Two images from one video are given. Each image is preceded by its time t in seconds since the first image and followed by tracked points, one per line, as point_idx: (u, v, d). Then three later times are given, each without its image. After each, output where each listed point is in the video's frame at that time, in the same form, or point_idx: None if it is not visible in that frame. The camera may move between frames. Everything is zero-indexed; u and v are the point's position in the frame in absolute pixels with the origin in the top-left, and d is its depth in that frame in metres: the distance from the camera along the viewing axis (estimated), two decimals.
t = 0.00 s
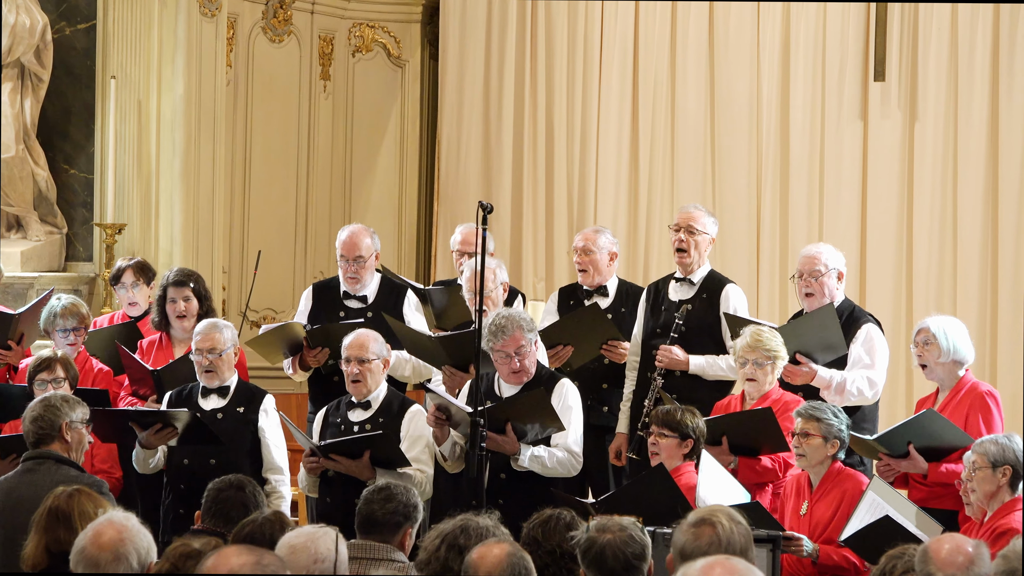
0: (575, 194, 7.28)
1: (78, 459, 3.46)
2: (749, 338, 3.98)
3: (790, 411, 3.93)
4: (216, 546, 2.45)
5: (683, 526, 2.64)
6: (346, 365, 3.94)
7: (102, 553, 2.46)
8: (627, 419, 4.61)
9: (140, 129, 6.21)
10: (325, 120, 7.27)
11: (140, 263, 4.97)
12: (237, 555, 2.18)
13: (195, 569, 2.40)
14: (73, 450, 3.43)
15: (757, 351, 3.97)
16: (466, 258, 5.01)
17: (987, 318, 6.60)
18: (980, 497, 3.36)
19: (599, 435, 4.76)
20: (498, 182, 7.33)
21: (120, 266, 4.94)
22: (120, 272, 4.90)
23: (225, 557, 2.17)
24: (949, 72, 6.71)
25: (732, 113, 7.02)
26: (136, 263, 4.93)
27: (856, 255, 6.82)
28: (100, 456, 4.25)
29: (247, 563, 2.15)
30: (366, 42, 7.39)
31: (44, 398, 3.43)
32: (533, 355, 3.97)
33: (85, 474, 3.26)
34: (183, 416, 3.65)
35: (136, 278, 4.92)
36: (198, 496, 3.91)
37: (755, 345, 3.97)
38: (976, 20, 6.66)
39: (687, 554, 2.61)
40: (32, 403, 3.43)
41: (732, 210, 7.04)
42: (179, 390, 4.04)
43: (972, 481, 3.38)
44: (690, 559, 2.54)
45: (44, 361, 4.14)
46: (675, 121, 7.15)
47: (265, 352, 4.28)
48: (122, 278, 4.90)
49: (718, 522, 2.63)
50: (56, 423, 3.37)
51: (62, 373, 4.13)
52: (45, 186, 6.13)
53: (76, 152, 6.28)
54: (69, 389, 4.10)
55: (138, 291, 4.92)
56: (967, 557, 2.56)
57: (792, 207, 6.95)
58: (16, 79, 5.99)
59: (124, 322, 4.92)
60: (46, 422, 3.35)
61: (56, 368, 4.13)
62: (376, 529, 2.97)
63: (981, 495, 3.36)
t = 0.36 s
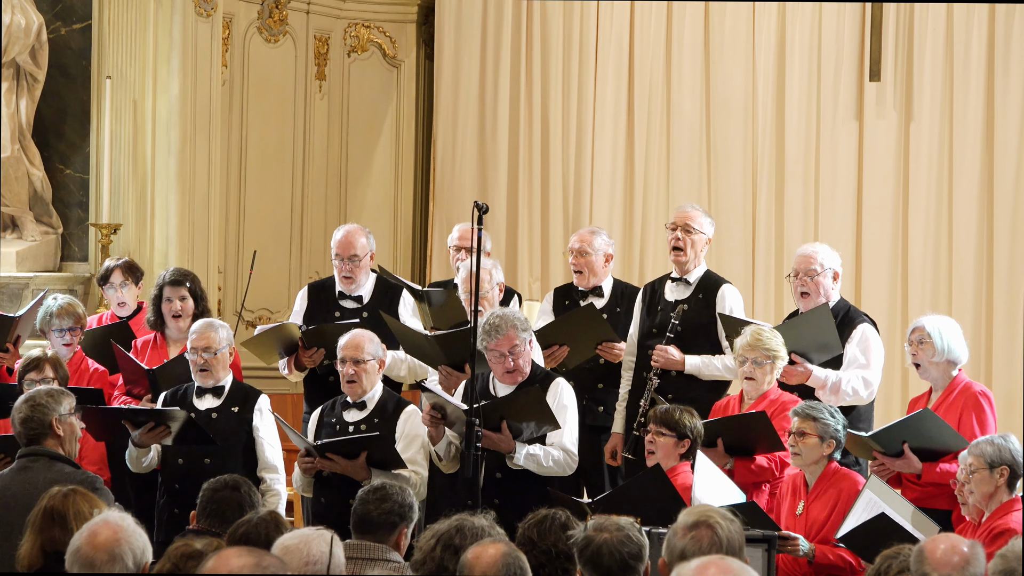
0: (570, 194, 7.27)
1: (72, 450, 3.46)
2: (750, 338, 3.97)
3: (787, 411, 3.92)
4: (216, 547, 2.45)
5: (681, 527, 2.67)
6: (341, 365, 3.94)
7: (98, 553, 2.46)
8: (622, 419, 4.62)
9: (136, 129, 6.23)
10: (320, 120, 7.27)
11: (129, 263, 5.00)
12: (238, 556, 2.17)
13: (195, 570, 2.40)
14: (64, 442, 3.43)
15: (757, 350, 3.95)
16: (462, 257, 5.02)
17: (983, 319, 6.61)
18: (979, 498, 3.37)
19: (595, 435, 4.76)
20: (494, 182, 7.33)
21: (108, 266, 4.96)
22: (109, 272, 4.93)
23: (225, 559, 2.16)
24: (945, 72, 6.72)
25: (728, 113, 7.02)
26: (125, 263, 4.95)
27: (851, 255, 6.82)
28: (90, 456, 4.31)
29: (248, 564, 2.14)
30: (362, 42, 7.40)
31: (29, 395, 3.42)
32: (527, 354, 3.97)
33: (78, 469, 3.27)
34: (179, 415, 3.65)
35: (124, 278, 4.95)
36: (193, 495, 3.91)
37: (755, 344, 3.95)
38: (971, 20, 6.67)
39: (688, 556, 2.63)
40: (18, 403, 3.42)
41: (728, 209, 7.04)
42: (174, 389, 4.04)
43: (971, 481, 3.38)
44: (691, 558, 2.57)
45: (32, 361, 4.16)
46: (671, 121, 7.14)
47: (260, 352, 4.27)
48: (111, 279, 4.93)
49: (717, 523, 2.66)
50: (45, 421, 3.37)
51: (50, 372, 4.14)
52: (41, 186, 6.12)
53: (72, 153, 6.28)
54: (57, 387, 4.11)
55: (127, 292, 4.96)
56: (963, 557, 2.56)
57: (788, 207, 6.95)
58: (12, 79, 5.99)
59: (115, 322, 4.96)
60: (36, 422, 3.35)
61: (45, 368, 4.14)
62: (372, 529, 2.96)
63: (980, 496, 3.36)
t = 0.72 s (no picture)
0: (566, 194, 7.27)
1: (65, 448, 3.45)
2: (748, 337, 3.96)
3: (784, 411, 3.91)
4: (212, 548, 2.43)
5: (676, 528, 2.67)
6: (334, 366, 3.96)
7: (94, 553, 2.46)
8: (618, 418, 4.62)
9: (131, 129, 6.22)
10: (316, 120, 7.27)
11: (126, 263, 4.99)
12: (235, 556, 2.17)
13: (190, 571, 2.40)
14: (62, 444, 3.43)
15: (755, 351, 3.95)
16: (458, 257, 5.03)
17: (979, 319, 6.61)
18: (975, 499, 3.37)
19: (590, 434, 4.76)
20: (489, 182, 7.33)
21: (105, 266, 4.96)
22: (105, 272, 4.92)
23: (220, 558, 2.16)
24: (940, 72, 6.72)
25: (723, 113, 7.02)
26: (121, 263, 4.94)
27: (847, 255, 6.83)
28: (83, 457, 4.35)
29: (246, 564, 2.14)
30: (357, 42, 7.39)
31: (40, 391, 3.42)
32: (522, 353, 3.97)
33: (76, 470, 3.26)
34: (177, 412, 3.63)
35: (122, 278, 4.95)
36: (188, 495, 3.90)
37: (754, 344, 3.95)
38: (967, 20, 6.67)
39: (684, 557, 2.63)
40: (26, 397, 3.42)
41: (723, 210, 7.04)
42: (171, 389, 4.05)
43: (966, 488, 3.38)
44: (688, 558, 2.57)
45: (22, 360, 4.17)
46: (666, 121, 7.14)
47: (255, 352, 4.26)
48: (107, 279, 4.92)
49: (712, 523, 2.67)
50: (54, 419, 3.37)
51: (41, 372, 4.16)
52: (36, 186, 6.13)
53: (67, 153, 6.28)
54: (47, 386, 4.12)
55: (123, 292, 4.95)
56: (959, 557, 2.56)
57: (783, 207, 6.95)
58: (8, 79, 5.99)
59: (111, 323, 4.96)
60: (45, 417, 3.35)
61: (35, 366, 4.16)
62: (368, 529, 2.96)
63: (976, 497, 3.36)
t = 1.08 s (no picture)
0: (561, 194, 7.28)
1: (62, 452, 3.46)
2: (744, 338, 3.96)
3: (779, 411, 3.90)
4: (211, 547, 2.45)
5: (672, 528, 2.67)
6: (330, 366, 3.95)
7: (89, 553, 2.46)
8: (613, 418, 4.62)
9: (126, 130, 6.21)
10: (311, 120, 7.27)
11: (129, 265, 4.97)
12: (218, 553, 2.18)
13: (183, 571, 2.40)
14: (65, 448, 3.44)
15: (750, 352, 3.95)
16: (451, 260, 5.04)
17: (974, 319, 6.64)
18: (971, 500, 3.37)
19: (586, 434, 4.76)
20: (485, 182, 7.33)
21: (109, 267, 4.94)
22: (109, 275, 4.91)
23: (202, 555, 2.17)
24: (936, 72, 6.74)
25: (719, 113, 7.03)
26: (125, 266, 4.93)
27: (842, 255, 6.84)
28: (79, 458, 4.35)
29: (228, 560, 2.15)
30: (353, 42, 7.39)
31: (57, 395, 3.46)
32: (515, 353, 3.97)
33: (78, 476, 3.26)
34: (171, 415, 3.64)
35: (125, 282, 4.94)
36: (183, 495, 3.92)
37: (748, 345, 3.95)
38: (962, 20, 6.69)
39: (680, 557, 2.63)
40: (42, 398, 3.44)
41: (719, 210, 7.04)
42: (166, 391, 4.04)
43: (961, 489, 3.38)
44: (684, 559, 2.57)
45: (16, 360, 4.16)
46: (662, 122, 7.15)
47: (251, 353, 4.27)
48: (112, 282, 4.92)
49: (708, 523, 2.67)
50: (67, 425, 3.40)
51: (36, 372, 4.16)
52: (32, 186, 6.12)
53: (62, 152, 6.27)
54: (43, 387, 4.12)
55: (127, 297, 4.95)
56: (955, 557, 2.55)
57: (779, 207, 6.96)
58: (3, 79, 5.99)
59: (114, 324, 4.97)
60: (59, 420, 3.38)
61: (30, 366, 4.15)
62: (362, 530, 2.96)
63: (972, 497, 3.36)
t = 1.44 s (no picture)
0: (557, 194, 7.26)
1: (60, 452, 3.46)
2: (736, 339, 3.96)
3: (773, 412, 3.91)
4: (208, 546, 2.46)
5: (668, 528, 2.67)
6: (325, 366, 3.95)
7: (85, 553, 2.46)
8: (609, 418, 4.62)
9: (122, 130, 6.21)
10: (307, 120, 7.27)
11: (135, 266, 5.02)
12: (204, 551, 2.22)
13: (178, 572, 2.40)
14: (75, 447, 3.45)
15: (742, 353, 3.95)
16: (443, 259, 5.07)
17: (969, 319, 6.66)
18: (967, 500, 3.37)
19: (581, 434, 4.76)
20: (481, 181, 7.32)
21: (116, 268, 4.99)
22: (115, 276, 4.96)
23: (192, 553, 2.22)
24: (931, 73, 6.75)
25: (715, 113, 7.03)
26: (131, 267, 4.98)
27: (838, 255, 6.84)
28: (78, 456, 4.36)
29: (216, 558, 2.21)
30: (348, 42, 7.39)
31: (67, 393, 3.46)
32: (509, 355, 3.97)
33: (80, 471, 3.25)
34: (163, 417, 3.65)
35: (131, 284, 4.98)
36: (179, 496, 3.92)
37: (740, 347, 3.95)
38: (958, 20, 6.71)
39: (675, 557, 2.63)
40: (51, 395, 3.45)
41: (715, 210, 7.04)
42: (161, 390, 4.04)
43: (955, 485, 3.39)
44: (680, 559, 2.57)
45: (18, 360, 4.16)
46: (658, 122, 7.14)
47: (247, 353, 4.27)
48: (118, 284, 4.96)
49: (704, 523, 2.67)
50: (75, 424, 3.41)
51: (38, 372, 4.16)
52: (28, 186, 6.10)
53: (59, 152, 6.26)
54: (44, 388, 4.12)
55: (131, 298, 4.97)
56: (951, 557, 2.56)
57: (774, 207, 6.96)
58: None
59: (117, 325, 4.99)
60: (67, 420, 3.38)
61: (32, 366, 4.15)
62: (358, 530, 2.96)
63: (969, 497, 3.36)
